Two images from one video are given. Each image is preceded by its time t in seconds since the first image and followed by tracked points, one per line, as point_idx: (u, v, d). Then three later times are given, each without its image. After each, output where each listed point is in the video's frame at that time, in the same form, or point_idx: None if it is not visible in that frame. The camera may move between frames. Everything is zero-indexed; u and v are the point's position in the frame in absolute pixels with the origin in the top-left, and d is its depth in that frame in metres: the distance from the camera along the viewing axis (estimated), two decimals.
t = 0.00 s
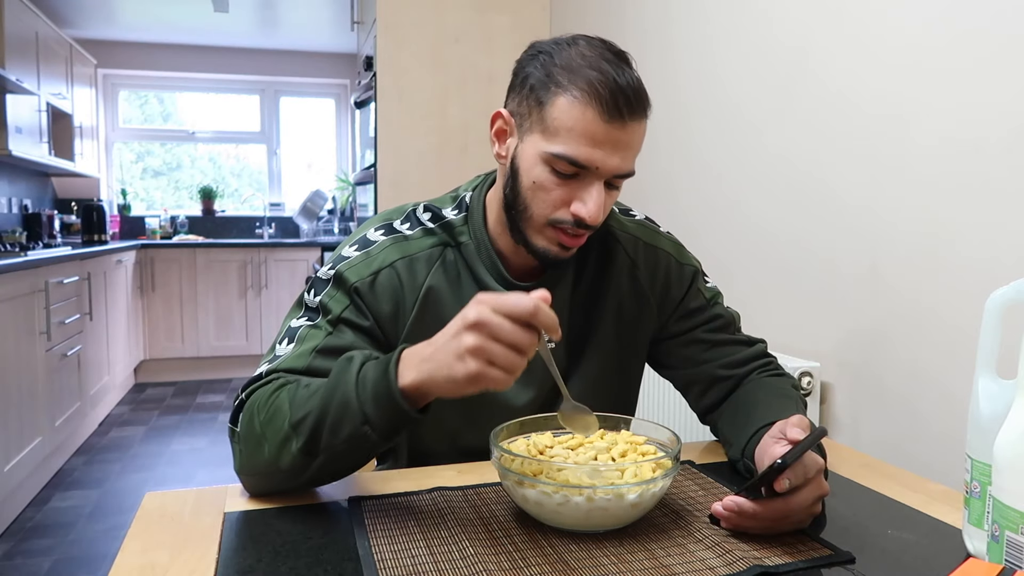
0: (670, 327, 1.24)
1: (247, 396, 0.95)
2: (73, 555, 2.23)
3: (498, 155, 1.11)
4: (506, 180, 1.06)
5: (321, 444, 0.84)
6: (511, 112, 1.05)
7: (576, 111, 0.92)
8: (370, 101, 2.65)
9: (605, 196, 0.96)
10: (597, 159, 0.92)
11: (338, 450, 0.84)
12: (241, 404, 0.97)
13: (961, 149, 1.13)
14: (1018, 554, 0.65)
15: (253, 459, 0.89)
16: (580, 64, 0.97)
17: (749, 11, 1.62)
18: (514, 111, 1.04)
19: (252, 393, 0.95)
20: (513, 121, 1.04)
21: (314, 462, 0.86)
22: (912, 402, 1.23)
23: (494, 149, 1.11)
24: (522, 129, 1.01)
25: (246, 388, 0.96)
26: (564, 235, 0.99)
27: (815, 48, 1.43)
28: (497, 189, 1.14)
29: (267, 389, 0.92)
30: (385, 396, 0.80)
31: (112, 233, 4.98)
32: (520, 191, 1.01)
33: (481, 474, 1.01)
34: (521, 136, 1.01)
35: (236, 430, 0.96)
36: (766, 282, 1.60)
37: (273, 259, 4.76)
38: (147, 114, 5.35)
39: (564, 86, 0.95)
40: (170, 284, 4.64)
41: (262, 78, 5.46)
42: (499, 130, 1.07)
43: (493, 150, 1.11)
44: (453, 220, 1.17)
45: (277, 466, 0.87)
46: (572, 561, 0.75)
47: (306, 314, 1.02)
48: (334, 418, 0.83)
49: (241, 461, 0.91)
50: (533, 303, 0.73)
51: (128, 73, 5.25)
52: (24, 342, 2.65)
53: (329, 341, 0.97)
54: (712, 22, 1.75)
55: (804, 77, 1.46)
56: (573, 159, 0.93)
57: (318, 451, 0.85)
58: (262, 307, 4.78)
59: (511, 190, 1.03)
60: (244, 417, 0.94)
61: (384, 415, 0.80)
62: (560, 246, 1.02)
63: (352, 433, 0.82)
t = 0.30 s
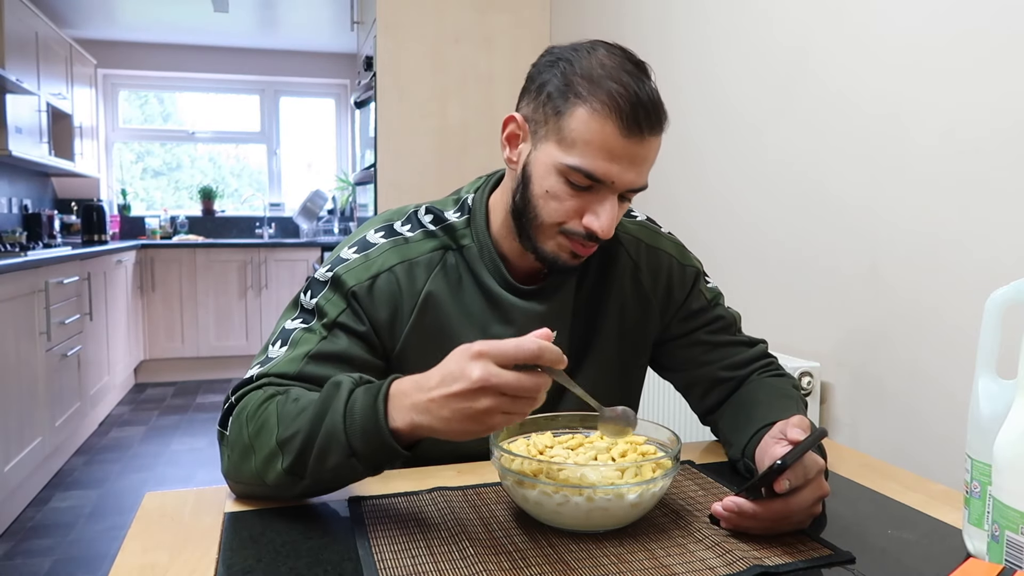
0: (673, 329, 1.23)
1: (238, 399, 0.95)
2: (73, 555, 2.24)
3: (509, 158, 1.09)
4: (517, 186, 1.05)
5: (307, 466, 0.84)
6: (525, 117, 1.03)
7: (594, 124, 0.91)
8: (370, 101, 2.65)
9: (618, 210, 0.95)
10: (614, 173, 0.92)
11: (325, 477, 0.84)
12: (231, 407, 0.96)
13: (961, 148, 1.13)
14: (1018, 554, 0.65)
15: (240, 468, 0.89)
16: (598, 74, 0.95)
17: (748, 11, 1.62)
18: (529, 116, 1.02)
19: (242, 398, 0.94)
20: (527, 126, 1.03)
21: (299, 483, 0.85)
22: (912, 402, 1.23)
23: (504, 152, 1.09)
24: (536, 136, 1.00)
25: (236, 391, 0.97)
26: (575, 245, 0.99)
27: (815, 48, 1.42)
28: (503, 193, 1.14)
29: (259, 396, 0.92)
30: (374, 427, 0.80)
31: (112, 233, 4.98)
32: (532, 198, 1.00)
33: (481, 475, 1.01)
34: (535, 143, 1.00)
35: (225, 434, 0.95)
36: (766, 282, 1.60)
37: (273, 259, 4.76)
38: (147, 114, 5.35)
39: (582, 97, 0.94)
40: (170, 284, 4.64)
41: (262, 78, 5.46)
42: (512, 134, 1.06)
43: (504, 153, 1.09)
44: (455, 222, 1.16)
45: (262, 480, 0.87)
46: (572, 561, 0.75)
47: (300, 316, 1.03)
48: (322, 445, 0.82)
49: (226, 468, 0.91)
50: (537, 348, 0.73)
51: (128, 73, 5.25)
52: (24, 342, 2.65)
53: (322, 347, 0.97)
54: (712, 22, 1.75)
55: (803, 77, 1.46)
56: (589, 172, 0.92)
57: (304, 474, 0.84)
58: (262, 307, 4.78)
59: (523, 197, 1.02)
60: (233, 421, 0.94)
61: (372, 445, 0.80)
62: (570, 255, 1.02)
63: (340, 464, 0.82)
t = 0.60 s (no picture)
0: (676, 330, 1.23)
1: (240, 401, 0.95)
2: (73, 555, 2.24)
3: (511, 166, 1.08)
4: (519, 194, 1.04)
5: (310, 475, 0.84)
6: (527, 124, 1.02)
7: (596, 135, 0.91)
8: (370, 101, 2.65)
9: (620, 221, 0.95)
10: (616, 185, 0.91)
11: (328, 486, 0.84)
12: (233, 408, 0.97)
13: (961, 148, 1.13)
14: (1018, 554, 0.65)
15: (242, 471, 0.89)
16: (602, 82, 0.94)
17: (748, 11, 1.62)
18: (532, 124, 1.01)
19: (245, 399, 0.94)
20: (530, 134, 1.02)
21: (301, 490, 0.86)
22: (911, 402, 1.23)
23: (507, 159, 1.09)
24: (538, 144, 0.99)
25: (238, 392, 0.97)
26: (576, 255, 0.99)
27: (815, 48, 1.43)
28: (505, 196, 1.15)
29: (262, 399, 0.92)
30: (379, 442, 0.80)
31: (112, 233, 4.99)
32: (534, 208, 1.00)
33: (481, 475, 1.01)
34: (538, 152, 0.99)
35: (227, 435, 0.96)
36: (766, 282, 1.60)
37: (273, 259, 4.76)
38: (147, 114, 5.35)
39: (584, 107, 0.93)
40: (171, 285, 4.64)
41: (262, 78, 5.46)
42: (515, 141, 1.05)
43: (506, 160, 1.08)
44: (459, 223, 1.16)
45: (264, 484, 0.87)
46: (572, 561, 0.75)
47: (302, 316, 1.03)
48: (326, 457, 0.82)
49: (227, 469, 0.91)
50: (554, 388, 0.72)
51: (127, 73, 5.25)
52: (24, 342, 2.64)
53: (324, 349, 0.97)
54: (712, 22, 1.75)
55: (803, 77, 1.46)
56: (591, 184, 0.92)
57: (306, 482, 0.84)
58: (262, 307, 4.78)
59: (525, 206, 1.02)
60: (235, 423, 0.94)
61: (376, 459, 0.80)
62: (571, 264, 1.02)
63: (345, 475, 0.82)
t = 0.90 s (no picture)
0: (678, 331, 1.23)
1: (241, 403, 0.95)
2: (72, 555, 2.24)
3: (512, 170, 1.08)
4: (520, 199, 1.04)
5: (313, 480, 0.84)
6: (529, 129, 1.02)
7: (597, 143, 0.90)
8: (370, 101, 2.65)
9: (620, 229, 0.95)
10: (616, 194, 0.91)
11: (331, 491, 0.84)
12: (234, 409, 0.96)
13: (962, 148, 1.13)
14: (1018, 554, 0.65)
15: (243, 473, 0.89)
16: (604, 89, 0.93)
17: (749, 11, 1.62)
18: (534, 129, 1.01)
19: (246, 401, 0.94)
20: (532, 140, 1.01)
21: (303, 494, 0.86)
22: (911, 403, 1.23)
23: (508, 163, 1.08)
24: (540, 150, 0.99)
25: (239, 394, 0.97)
26: (576, 262, 0.99)
27: (816, 48, 1.42)
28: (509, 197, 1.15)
29: (263, 401, 0.92)
30: (383, 447, 0.80)
31: (112, 234, 4.99)
32: (535, 214, 1.00)
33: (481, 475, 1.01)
34: (539, 158, 0.99)
35: (227, 436, 0.96)
36: (766, 281, 1.60)
37: (273, 259, 4.76)
38: (147, 114, 5.35)
39: (585, 114, 0.92)
40: (171, 285, 4.64)
41: (262, 78, 5.46)
42: (516, 146, 1.05)
43: (508, 165, 1.08)
44: (461, 223, 1.17)
45: (266, 487, 0.87)
46: (572, 561, 0.75)
47: (303, 316, 1.04)
48: (330, 463, 0.82)
49: (228, 471, 0.91)
50: (562, 445, 0.73)
51: (128, 73, 5.25)
52: (24, 342, 2.65)
53: (324, 350, 0.97)
54: (712, 21, 1.75)
55: (803, 77, 1.46)
56: (591, 192, 0.91)
57: (309, 487, 0.85)
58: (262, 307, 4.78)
59: (526, 212, 1.02)
60: (235, 425, 0.94)
61: (381, 463, 0.80)
62: (571, 271, 1.02)
63: (349, 482, 0.82)
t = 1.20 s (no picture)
0: (683, 334, 1.23)
1: (239, 405, 0.95)
2: (72, 555, 2.23)
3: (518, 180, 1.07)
4: (525, 211, 1.03)
5: (312, 483, 0.84)
6: (535, 141, 1.00)
7: (604, 162, 0.89)
8: (370, 101, 2.65)
9: (626, 247, 0.94)
10: (622, 213, 0.89)
11: (330, 495, 0.84)
12: (233, 410, 0.96)
13: (962, 148, 1.13)
14: (1018, 554, 0.65)
15: (242, 475, 0.89)
16: (613, 104, 0.91)
17: (749, 11, 1.62)
18: (540, 142, 0.99)
19: (244, 403, 0.94)
20: (538, 152, 1.00)
21: (302, 497, 0.86)
22: (911, 402, 1.23)
23: (513, 173, 1.07)
24: (545, 164, 0.97)
25: (237, 394, 0.97)
26: (581, 278, 0.99)
27: (816, 49, 1.42)
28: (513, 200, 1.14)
29: (261, 403, 0.92)
30: (382, 451, 0.80)
31: (112, 233, 4.99)
32: (539, 228, 0.99)
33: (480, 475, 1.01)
34: (545, 171, 0.98)
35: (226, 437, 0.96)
36: (765, 281, 1.60)
37: (273, 259, 4.76)
38: (147, 114, 5.35)
39: (593, 131, 0.90)
40: (171, 285, 4.64)
41: (262, 78, 5.46)
42: (522, 157, 1.03)
43: (513, 174, 1.07)
44: (467, 225, 1.17)
45: (265, 489, 0.87)
46: (572, 561, 0.75)
47: (305, 316, 1.04)
48: (328, 467, 0.82)
49: (227, 472, 0.91)
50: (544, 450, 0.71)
51: (128, 73, 5.25)
52: (24, 342, 2.64)
53: (323, 353, 0.97)
54: (712, 22, 1.75)
55: (803, 78, 1.46)
56: (596, 211, 0.90)
57: (308, 490, 0.84)
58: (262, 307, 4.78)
59: (530, 225, 1.01)
60: (234, 426, 0.94)
61: (380, 467, 0.80)
62: (576, 286, 1.01)
63: (347, 486, 0.82)
